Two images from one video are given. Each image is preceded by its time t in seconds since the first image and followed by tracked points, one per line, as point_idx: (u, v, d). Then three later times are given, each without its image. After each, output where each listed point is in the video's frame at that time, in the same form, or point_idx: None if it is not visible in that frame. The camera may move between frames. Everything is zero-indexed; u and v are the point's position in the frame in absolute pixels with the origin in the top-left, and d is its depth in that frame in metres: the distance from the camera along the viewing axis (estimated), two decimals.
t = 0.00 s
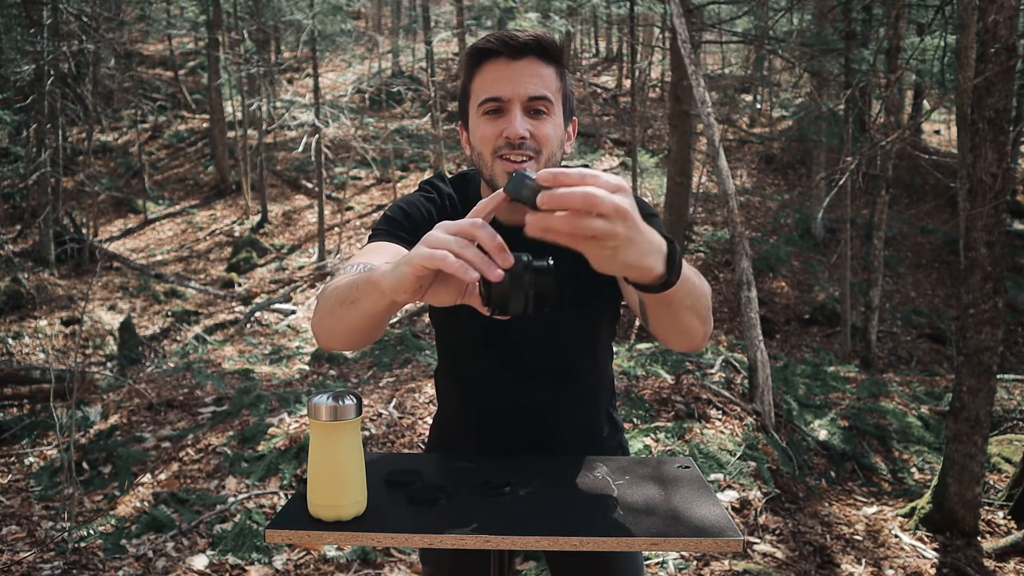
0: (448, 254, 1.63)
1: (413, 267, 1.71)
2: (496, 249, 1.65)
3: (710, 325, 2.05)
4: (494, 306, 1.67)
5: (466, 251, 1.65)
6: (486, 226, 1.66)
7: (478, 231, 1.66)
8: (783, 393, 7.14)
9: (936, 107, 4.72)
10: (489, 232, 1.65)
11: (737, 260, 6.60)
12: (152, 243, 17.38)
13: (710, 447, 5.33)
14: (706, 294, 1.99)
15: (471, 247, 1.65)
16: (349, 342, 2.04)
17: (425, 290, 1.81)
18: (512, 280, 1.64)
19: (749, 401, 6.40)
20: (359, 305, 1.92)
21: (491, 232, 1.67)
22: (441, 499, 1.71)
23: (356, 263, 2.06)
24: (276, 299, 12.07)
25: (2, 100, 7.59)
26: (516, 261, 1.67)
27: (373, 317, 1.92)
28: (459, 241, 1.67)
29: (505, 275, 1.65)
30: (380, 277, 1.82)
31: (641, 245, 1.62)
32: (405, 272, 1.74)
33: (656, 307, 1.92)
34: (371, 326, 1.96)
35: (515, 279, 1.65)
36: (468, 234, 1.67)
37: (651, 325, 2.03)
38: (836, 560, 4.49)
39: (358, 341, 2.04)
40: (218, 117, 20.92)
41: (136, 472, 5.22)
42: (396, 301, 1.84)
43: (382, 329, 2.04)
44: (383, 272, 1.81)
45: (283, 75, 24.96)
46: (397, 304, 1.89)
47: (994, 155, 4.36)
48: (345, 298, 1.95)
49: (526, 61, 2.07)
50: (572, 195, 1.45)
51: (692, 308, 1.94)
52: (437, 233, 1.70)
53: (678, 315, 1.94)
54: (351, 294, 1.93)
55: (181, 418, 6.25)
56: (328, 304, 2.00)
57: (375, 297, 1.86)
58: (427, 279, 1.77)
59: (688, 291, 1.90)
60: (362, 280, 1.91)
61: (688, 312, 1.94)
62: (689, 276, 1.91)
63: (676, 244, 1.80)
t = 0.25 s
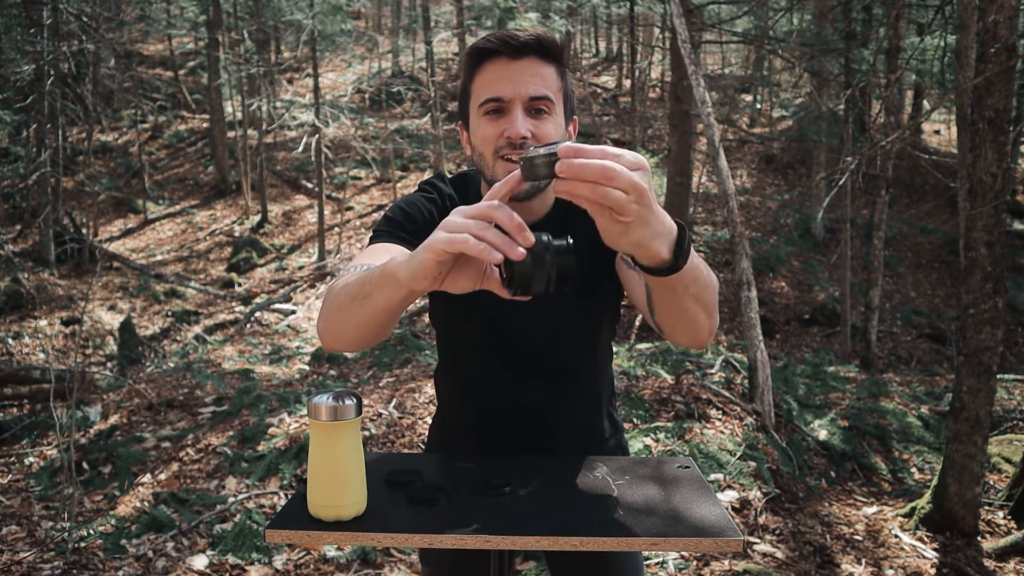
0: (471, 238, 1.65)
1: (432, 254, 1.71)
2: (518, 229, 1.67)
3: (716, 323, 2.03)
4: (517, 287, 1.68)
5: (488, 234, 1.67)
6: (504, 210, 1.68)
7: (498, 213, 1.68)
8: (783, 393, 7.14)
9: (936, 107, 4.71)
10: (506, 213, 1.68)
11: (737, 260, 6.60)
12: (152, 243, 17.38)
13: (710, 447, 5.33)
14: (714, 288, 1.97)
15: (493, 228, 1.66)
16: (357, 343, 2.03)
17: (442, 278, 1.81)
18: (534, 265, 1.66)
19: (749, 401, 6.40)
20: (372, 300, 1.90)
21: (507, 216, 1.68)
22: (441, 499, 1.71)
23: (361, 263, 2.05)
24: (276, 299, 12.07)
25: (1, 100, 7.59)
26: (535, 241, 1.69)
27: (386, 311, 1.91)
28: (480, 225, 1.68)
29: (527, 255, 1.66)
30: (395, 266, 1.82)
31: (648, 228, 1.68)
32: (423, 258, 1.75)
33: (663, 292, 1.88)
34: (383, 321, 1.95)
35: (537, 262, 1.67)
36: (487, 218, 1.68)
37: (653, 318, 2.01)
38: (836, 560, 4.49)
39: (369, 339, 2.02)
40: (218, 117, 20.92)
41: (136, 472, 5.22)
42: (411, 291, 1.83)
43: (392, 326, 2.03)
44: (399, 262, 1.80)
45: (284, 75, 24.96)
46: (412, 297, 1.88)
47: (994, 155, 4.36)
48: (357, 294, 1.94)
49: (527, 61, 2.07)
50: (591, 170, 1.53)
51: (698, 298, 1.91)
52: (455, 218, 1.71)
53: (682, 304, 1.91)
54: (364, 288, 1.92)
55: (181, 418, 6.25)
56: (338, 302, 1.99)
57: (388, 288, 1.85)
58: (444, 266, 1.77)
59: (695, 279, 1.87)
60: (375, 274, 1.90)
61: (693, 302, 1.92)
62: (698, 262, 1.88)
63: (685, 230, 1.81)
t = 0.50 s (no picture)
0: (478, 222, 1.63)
1: (437, 238, 1.71)
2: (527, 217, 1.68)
3: (711, 329, 2.04)
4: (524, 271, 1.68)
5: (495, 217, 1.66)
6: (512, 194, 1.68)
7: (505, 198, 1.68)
8: (783, 393, 7.14)
9: (936, 107, 4.72)
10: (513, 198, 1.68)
11: (737, 260, 6.61)
12: (152, 243, 17.37)
13: (710, 447, 5.33)
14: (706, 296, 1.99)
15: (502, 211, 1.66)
16: (358, 336, 2.03)
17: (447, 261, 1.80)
18: (542, 248, 1.67)
19: (749, 401, 6.40)
20: (377, 288, 1.90)
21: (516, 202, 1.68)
22: (440, 500, 1.71)
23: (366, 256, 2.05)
24: (276, 299, 12.07)
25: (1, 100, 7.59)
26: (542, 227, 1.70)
27: (391, 299, 1.90)
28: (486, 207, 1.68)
29: (535, 239, 1.67)
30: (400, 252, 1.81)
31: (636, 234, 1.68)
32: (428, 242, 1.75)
33: (648, 300, 1.90)
34: (387, 311, 1.95)
35: (545, 245, 1.68)
36: (494, 202, 1.68)
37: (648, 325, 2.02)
38: (836, 560, 4.49)
39: (374, 329, 2.03)
40: (218, 117, 20.92)
41: (136, 472, 5.22)
42: (417, 276, 1.83)
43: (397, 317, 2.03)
44: (404, 248, 1.80)
45: (284, 75, 24.96)
46: (417, 284, 1.88)
47: (994, 155, 4.36)
48: (361, 284, 1.94)
49: (529, 61, 2.07)
50: (596, 171, 1.50)
51: (687, 305, 1.92)
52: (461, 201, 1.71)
53: (668, 313, 1.92)
54: (368, 278, 1.92)
55: (181, 418, 6.25)
56: (342, 293, 1.99)
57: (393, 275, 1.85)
58: (449, 250, 1.77)
59: (680, 288, 1.88)
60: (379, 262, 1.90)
61: (681, 309, 1.93)
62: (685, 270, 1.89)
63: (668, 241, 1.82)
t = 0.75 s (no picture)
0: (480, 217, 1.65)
1: (427, 236, 1.71)
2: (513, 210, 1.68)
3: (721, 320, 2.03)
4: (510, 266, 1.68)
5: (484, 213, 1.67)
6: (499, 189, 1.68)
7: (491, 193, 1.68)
8: (783, 393, 7.13)
9: (936, 107, 4.72)
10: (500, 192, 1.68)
11: (737, 260, 6.61)
12: (152, 243, 17.38)
13: (710, 447, 5.33)
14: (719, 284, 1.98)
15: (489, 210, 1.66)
16: (354, 335, 2.03)
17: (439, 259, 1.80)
18: (530, 240, 1.67)
19: (749, 401, 6.40)
20: (370, 287, 1.90)
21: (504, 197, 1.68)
22: (440, 500, 1.71)
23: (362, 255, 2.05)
24: (276, 299, 12.07)
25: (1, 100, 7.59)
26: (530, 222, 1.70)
27: (385, 297, 1.90)
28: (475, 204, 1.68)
29: (522, 235, 1.67)
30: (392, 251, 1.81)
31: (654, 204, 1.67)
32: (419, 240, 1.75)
33: (667, 284, 1.88)
34: (382, 309, 1.95)
35: (533, 241, 1.67)
36: (482, 199, 1.68)
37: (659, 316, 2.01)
38: (836, 560, 4.49)
39: (372, 328, 2.02)
40: (218, 117, 20.93)
41: (136, 472, 5.22)
42: (409, 275, 1.83)
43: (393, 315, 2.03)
44: (396, 247, 1.80)
45: (284, 75, 24.97)
46: (411, 281, 1.88)
47: (994, 155, 4.37)
48: (356, 283, 1.94)
49: (528, 63, 2.07)
50: (600, 135, 1.50)
51: (702, 286, 1.91)
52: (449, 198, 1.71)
53: (686, 297, 1.91)
54: (362, 277, 1.92)
55: (181, 418, 6.25)
56: (337, 294, 1.99)
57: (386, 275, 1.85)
58: (439, 248, 1.77)
59: (697, 272, 1.88)
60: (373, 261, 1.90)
61: (697, 292, 1.91)
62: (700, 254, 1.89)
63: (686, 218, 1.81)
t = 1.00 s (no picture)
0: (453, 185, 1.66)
1: (404, 221, 1.72)
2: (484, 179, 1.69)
3: (731, 308, 2.02)
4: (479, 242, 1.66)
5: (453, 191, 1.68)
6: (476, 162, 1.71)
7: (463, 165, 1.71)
8: (783, 393, 7.13)
9: (936, 107, 4.71)
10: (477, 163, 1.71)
11: (737, 260, 6.61)
12: (152, 243, 17.38)
13: (710, 447, 5.33)
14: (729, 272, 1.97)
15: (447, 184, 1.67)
16: (351, 329, 2.04)
17: (423, 245, 1.81)
18: (493, 218, 1.63)
19: (748, 401, 6.40)
20: (361, 279, 1.91)
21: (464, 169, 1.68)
22: (440, 500, 1.71)
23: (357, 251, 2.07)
24: (276, 299, 12.07)
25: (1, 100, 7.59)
26: (496, 193, 1.67)
27: (377, 288, 1.91)
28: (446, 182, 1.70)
29: (484, 208, 1.64)
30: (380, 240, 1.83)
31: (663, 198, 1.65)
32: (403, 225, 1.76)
33: (680, 275, 1.87)
34: (374, 299, 1.95)
35: (496, 212, 1.63)
36: (444, 174, 1.69)
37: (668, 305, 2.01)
38: (836, 560, 4.49)
39: (368, 321, 2.04)
40: (218, 117, 20.93)
41: (136, 472, 5.22)
42: (397, 264, 1.85)
43: (388, 305, 2.04)
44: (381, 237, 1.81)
45: (284, 75, 24.98)
46: (400, 270, 1.89)
47: (994, 155, 4.36)
48: (346, 276, 1.95)
49: (524, 62, 2.07)
50: (591, 138, 1.54)
51: (711, 275, 1.88)
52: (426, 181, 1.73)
53: (697, 286, 1.89)
54: (353, 269, 1.93)
55: (181, 418, 6.25)
56: (330, 289, 2.00)
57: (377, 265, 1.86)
58: (422, 232, 1.78)
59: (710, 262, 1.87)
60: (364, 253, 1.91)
61: (706, 281, 1.89)
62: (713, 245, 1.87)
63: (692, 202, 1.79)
